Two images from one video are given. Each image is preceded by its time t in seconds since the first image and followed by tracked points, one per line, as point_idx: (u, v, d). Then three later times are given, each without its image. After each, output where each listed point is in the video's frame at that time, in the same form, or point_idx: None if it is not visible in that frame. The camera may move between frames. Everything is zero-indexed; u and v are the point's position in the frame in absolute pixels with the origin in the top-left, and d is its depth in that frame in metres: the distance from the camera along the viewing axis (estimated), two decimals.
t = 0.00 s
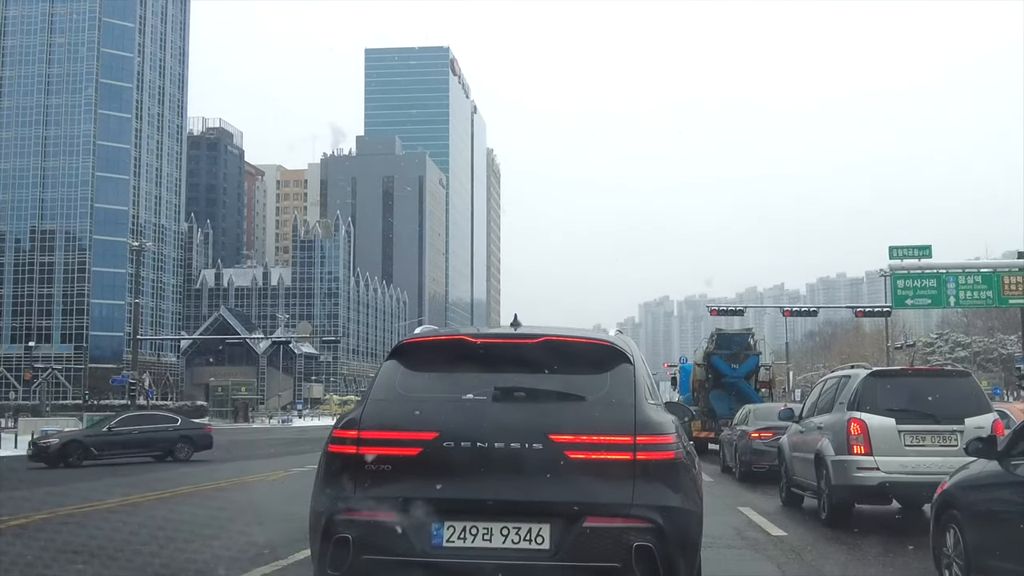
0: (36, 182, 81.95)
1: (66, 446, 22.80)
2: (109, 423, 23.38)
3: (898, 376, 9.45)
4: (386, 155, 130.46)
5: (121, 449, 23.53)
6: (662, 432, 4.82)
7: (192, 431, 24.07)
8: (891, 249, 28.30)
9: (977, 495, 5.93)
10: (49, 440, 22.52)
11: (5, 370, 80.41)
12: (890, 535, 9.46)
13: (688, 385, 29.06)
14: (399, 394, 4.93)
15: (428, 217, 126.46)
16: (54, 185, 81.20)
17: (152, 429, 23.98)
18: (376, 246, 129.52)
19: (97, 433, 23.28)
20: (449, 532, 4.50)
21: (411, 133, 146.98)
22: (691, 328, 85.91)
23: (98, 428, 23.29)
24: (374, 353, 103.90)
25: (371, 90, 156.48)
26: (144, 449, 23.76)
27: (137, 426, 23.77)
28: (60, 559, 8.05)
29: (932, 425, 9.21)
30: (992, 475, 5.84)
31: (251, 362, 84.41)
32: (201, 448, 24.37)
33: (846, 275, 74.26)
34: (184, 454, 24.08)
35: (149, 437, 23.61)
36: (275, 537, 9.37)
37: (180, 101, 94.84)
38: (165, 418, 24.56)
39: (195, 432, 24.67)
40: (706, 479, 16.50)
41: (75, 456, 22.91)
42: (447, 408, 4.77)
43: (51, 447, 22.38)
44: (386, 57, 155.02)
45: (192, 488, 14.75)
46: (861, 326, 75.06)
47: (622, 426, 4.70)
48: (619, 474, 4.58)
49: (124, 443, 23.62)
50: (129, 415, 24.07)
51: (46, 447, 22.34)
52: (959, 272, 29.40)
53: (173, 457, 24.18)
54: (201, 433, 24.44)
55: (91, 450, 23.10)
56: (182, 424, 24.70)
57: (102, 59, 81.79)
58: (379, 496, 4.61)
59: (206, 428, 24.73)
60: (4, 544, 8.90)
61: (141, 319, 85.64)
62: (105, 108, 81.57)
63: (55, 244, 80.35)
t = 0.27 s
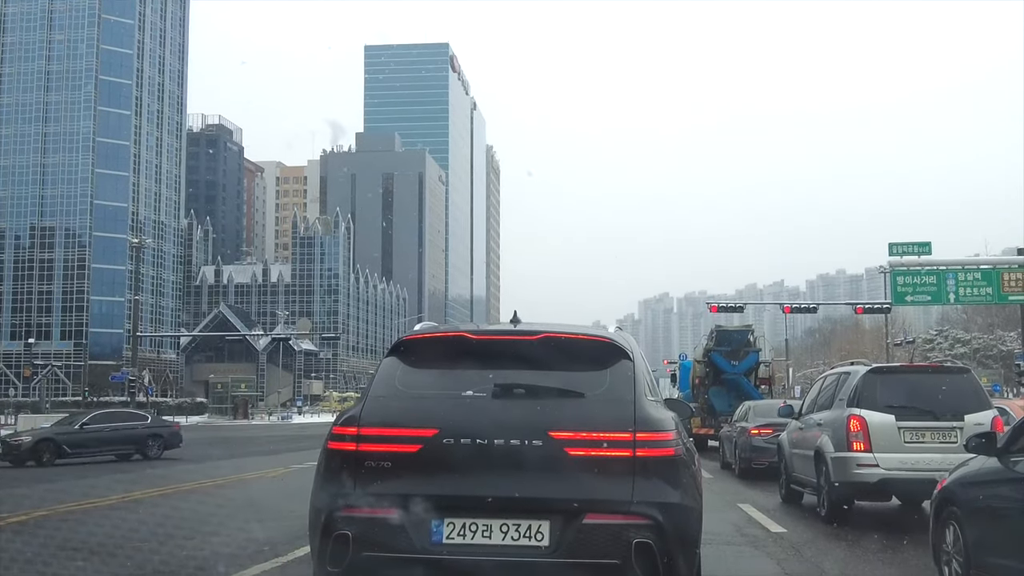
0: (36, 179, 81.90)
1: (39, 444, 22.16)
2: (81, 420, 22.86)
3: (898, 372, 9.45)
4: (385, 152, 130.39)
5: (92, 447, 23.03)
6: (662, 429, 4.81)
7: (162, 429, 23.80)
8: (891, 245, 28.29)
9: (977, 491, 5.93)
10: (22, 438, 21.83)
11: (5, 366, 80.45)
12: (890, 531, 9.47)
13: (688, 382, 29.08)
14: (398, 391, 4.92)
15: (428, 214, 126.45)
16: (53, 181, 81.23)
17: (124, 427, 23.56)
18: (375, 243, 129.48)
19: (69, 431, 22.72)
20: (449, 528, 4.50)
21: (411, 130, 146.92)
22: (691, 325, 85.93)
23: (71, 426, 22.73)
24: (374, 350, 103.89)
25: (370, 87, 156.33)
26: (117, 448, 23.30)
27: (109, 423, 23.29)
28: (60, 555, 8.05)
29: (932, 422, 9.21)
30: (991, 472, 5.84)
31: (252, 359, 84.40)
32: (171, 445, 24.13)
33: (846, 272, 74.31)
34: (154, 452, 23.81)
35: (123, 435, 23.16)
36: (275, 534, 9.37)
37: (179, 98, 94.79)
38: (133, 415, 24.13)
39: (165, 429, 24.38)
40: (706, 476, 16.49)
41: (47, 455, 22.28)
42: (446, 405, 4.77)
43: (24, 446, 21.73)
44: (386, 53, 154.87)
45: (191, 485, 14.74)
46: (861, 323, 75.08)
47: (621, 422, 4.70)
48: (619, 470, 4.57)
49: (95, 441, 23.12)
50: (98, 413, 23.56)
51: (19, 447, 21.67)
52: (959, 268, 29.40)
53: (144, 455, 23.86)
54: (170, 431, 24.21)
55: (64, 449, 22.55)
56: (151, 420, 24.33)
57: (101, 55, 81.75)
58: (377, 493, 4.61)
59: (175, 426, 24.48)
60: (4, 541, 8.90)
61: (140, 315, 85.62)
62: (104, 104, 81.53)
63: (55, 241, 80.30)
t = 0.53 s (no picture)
0: (35, 176, 81.76)
1: (13, 444, 21.80)
2: (54, 418, 22.57)
3: (897, 369, 9.47)
4: (385, 150, 130.38)
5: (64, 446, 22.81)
6: (662, 427, 4.81)
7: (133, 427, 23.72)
8: (890, 242, 28.30)
9: (976, 488, 5.94)
10: None
11: (4, 363, 80.41)
12: (889, 529, 9.47)
13: (687, 379, 29.08)
14: (398, 388, 4.94)
15: (427, 211, 126.46)
16: (52, 178, 81.17)
17: (94, 425, 23.38)
18: (375, 240, 129.49)
19: (42, 429, 22.40)
20: (449, 525, 4.50)
21: (410, 127, 146.87)
22: (691, 323, 86.08)
23: (43, 424, 22.42)
24: (373, 347, 103.90)
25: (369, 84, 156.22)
26: (88, 446, 23.10)
27: (80, 422, 23.07)
28: (60, 553, 8.05)
29: (931, 418, 9.22)
30: (990, 469, 5.84)
31: (251, 356, 84.39)
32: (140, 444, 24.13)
33: (846, 269, 74.35)
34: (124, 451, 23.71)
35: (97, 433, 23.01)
36: (276, 531, 9.38)
37: (178, 95, 94.80)
38: (102, 414, 23.94)
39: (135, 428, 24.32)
40: (705, 473, 16.53)
41: (21, 454, 21.94)
42: (446, 402, 4.78)
43: None
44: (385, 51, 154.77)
45: (191, 482, 14.75)
46: (859, 320, 75.14)
47: (621, 420, 4.70)
48: (617, 467, 4.57)
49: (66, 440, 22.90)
50: (66, 412, 23.33)
51: None
52: (958, 265, 29.39)
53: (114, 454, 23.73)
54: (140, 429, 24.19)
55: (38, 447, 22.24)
56: (119, 419, 24.22)
57: (100, 52, 81.74)
58: (376, 491, 4.62)
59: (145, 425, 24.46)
60: (4, 538, 8.92)
61: (139, 313, 85.55)
62: (103, 101, 81.53)
63: (54, 238, 80.22)
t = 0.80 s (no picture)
0: (35, 173, 81.65)
1: None
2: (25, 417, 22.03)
3: (897, 367, 9.47)
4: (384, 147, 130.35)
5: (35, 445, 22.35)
6: (661, 423, 4.81)
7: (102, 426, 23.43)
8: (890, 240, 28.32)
9: (976, 486, 5.94)
10: None
11: (4, 361, 80.44)
12: (889, 526, 9.47)
13: (687, 377, 29.11)
14: (398, 384, 4.94)
15: (427, 208, 126.50)
16: (52, 176, 81.11)
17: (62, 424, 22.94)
18: (374, 238, 129.45)
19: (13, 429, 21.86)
20: (449, 521, 4.51)
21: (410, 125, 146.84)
22: (690, 320, 86.09)
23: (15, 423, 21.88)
24: (372, 345, 103.91)
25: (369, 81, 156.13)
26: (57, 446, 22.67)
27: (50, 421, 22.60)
28: (60, 550, 8.06)
29: (931, 416, 9.22)
30: (990, 466, 5.84)
31: (251, 353, 84.44)
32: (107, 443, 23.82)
33: (845, 266, 74.37)
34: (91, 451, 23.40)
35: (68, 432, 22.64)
36: (276, 528, 9.39)
37: (178, 92, 94.73)
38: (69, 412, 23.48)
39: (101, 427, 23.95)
40: (705, 470, 16.56)
41: None
42: (446, 400, 4.77)
43: None
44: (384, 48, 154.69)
45: (190, 480, 14.76)
46: (859, 317, 75.11)
47: (621, 418, 4.70)
48: (617, 465, 4.58)
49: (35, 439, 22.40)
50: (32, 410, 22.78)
51: None
52: (958, 262, 29.42)
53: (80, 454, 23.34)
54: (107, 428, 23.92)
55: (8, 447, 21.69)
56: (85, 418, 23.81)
57: (100, 49, 81.69)
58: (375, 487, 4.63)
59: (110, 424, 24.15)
60: (5, 535, 8.93)
61: (140, 310, 85.58)
62: (103, 98, 81.45)
63: (54, 235, 80.16)
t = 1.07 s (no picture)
0: (34, 170, 81.54)
1: None
2: None
3: (896, 364, 9.48)
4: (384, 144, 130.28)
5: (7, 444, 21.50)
6: (660, 420, 4.82)
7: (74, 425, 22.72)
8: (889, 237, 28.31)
9: (977, 482, 5.93)
10: None
11: (4, 358, 80.67)
12: (888, 523, 9.48)
13: (687, 374, 29.14)
14: (397, 381, 4.95)
15: (426, 205, 126.45)
16: (51, 173, 80.97)
17: (32, 422, 22.13)
18: (374, 235, 129.40)
19: None
20: (448, 519, 4.51)
21: (410, 122, 146.69)
22: (690, 317, 86.07)
23: None
24: (371, 342, 103.85)
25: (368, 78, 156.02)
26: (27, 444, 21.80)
27: (21, 419, 21.76)
28: (60, 547, 8.07)
29: (931, 412, 9.23)
30: (990, 462, 5.85)
31: (251, 350, 84.51)
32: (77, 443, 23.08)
33: (845, 263, 74.32)
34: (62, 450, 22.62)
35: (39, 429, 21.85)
36: (275, 525, 9.40)
37: (178, 89, 94.66)
38: (37, 411, 22.66)
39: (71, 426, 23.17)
40: (704, 467, 16.57)
41: None
42: (446, 397, 4.78)
43: None
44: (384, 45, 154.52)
45: (190, 477, 14.76)
46: (859, 314, 75.07)
47: (620, 414, 4.70)
48: (616, 461, 4.58)
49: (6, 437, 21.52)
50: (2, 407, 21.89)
51: None
52: (957, 260, 29.40)
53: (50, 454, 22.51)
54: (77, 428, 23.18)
55: None
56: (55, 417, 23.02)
57: (99, 47, 81.55)
58: (375, 485, 4.63)
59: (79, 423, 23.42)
60: (5, 532, 8.94)
61: (139, 307, 85.65)
62: (102, 96, 81.33)
63: (54, 232, 80.14)
